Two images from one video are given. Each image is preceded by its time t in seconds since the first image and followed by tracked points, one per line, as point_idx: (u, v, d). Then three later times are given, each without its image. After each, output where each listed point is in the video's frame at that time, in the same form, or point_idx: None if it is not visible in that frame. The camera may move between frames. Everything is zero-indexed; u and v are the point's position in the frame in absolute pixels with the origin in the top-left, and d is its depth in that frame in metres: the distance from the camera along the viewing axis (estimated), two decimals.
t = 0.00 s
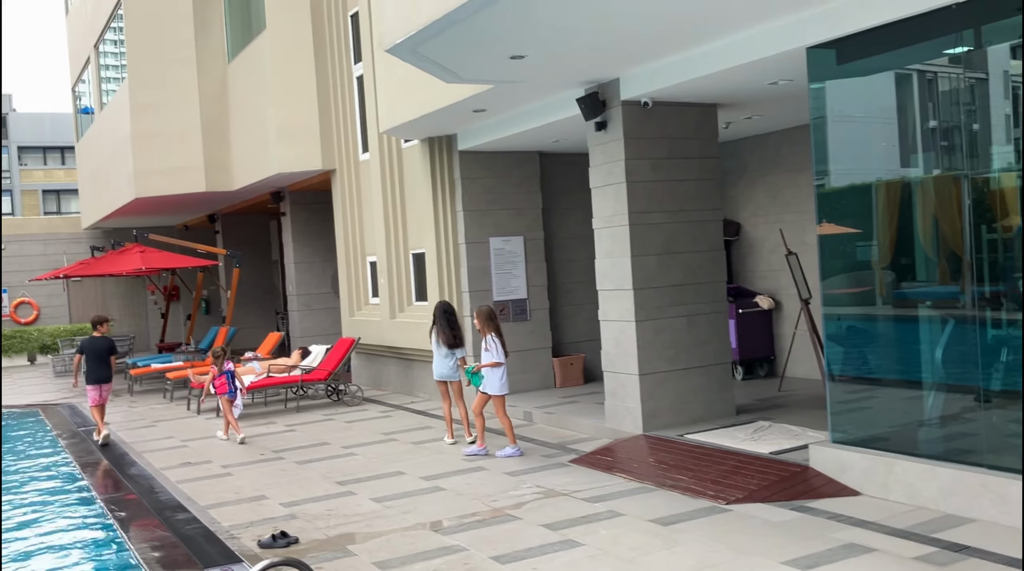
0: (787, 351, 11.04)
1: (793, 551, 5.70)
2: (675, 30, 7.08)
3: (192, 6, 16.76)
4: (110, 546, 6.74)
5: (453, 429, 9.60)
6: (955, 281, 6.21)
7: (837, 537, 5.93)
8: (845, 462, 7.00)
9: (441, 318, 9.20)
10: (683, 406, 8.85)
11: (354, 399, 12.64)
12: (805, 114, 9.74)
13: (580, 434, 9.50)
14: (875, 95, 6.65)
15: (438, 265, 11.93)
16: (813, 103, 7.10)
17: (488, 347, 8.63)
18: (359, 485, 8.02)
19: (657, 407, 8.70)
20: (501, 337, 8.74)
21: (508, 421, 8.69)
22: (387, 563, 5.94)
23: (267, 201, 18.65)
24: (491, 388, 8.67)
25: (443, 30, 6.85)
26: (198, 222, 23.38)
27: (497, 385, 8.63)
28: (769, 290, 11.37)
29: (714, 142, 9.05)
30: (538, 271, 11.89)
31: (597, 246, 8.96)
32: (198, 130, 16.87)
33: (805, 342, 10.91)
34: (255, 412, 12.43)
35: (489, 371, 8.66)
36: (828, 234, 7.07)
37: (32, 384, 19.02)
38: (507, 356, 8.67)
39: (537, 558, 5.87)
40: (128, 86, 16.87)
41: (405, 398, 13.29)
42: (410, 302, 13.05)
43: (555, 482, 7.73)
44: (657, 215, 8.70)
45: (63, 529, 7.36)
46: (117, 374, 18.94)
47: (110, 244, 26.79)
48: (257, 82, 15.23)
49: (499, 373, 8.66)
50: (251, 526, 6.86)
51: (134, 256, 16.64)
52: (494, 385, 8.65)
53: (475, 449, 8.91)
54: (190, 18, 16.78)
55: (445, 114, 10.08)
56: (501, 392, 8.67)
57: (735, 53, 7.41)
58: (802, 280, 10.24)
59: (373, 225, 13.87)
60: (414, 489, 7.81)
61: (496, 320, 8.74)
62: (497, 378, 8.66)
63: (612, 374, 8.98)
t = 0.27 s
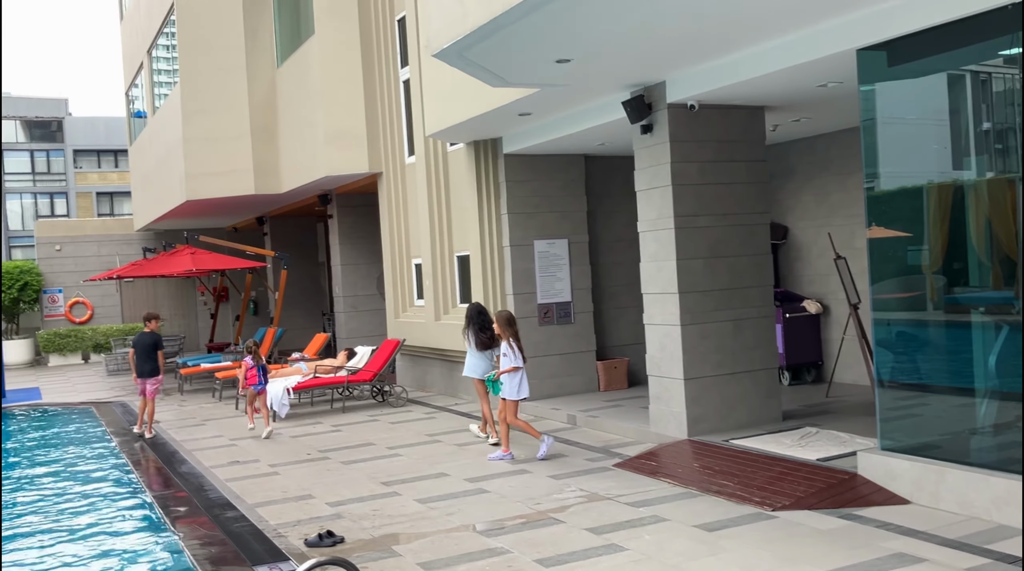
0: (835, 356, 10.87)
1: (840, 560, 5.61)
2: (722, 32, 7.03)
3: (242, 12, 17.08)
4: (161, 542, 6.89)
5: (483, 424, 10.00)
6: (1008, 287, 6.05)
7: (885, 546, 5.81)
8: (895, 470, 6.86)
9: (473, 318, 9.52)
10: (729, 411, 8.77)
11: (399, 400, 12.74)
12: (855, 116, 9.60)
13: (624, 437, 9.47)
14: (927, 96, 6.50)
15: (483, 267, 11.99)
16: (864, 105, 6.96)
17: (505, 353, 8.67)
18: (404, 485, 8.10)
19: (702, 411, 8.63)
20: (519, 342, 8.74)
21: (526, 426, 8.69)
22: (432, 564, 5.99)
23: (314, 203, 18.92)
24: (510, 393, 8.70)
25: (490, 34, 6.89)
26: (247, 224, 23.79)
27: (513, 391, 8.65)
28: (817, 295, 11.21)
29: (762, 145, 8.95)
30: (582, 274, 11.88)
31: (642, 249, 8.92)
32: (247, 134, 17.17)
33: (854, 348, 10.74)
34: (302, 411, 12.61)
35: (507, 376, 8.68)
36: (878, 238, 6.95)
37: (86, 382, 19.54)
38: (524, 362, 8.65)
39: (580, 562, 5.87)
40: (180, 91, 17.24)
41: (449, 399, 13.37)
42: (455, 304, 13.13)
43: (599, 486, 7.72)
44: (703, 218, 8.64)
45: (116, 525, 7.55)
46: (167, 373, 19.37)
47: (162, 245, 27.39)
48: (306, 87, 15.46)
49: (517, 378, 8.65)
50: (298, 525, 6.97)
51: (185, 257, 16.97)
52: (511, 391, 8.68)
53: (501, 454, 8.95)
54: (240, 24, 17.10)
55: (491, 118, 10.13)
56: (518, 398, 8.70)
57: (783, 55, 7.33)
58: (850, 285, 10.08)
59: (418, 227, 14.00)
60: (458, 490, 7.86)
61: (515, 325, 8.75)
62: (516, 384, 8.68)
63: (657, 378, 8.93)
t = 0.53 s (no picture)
0: (893, 360, 10.63)
1: (897, 567, 5.48)
2: (777, 30, 6.93)
3: (298, 14, 17.35)
4: (218, 536, 7.07)
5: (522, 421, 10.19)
6: None
7: (945, 554, 5.66)
8: (956, 476, 6.68)
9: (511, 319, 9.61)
10: (783, 414, 8.64)
11: (449, 398, 12.85)
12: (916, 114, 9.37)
13: (675, 439, 9.41)
14: (990, 92, 6.23)
15: (534, 267, 12.01)
16: (926, 102, 6.74)
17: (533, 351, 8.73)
18: (454, 483, 8.17)
19: (756, 414, 8.52)
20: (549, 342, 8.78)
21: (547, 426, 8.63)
22: (481, 562, 6.03)
23: (368, 203, 19.16)
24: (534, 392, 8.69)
25: (542, 34, 6.90)
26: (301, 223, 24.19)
27: (537, 389, 8.64)
28: (875, 296, 10.97)
29: (819, 144, 8.80)
30: (634, 274, 11.82)
31: (695, 249, 8.84)
32: (302, 134, 17.45)
33: (913, 351, 10.49)
34: (354, 408, 12.81)
35: (533, 374, 8.70)
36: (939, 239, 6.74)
37: (147, 377, 20.09)
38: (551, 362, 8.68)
39: (630, 563, 5.85)
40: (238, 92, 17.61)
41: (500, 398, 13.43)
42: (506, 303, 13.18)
43: (650, 487, 7.68)
44: (758, 218, 8.53)
45: (175, 518, 7.75)
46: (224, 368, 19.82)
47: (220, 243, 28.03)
48: (360, 88, 15.67)
49: (542, 376, 8.66)
50: (351, 520, 7.08)
51: (242, 255, 17.33)
52: (535, 389, 8.67)
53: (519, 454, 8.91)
54: (296, 26, 17.37)
55: (542, 117, 10.14)
56: (543, 397, 8.67)
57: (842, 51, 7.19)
58: (910, 287, 9.85)
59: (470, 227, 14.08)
60: (508, 489, 7.90)
61: (542, 325, 8.83)
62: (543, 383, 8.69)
63: (709, 379, 8.85)
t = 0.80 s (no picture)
0: (951, 363, 10.34)
1: None
2: (831, 24, 6.77)
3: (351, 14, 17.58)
4: (267, 529, 7.21)
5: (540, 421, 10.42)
6: None
7: (1002, 563, 5.47)
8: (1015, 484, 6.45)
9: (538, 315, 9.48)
10: (835, 417, 8.47)
11: (496, 397, 12.93)
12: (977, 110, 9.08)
13: (724, 440, 9.29)
14: None
15: (582, 266, 11.98)
16: (987, 98, 6.36)
17: (551, 353, 8.83)
18: (500, 481, 8.20)
19: (806, 417, 8.37)
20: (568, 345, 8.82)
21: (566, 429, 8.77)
22: (525, 560, 6.04)
23: (417, 201, 19.32)
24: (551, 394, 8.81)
25: (590, 31, 6.87)
26: (353, 222, 24.51)
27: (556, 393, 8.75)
28: (932, 297, 10.68)
29: (875, 141, 8.59)
30: (683, 273, 11.71)
31: (745, 248, 8.72)
32: (354, 133, 17.68)
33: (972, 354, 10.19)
34: (403, 404, 12.95)
35: (551, 376, 8.80)
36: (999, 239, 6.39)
37: (203, 371, 20.60)
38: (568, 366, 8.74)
39: (675, 565, 5.79)
40: (291, 92, 17.90)
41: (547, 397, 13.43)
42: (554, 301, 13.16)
43: (697, 489, 7.60)
44: (810, 217, 8.36)
45: (226, 510, 7.93)
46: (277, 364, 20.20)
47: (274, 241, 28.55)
48: (410, 87, 15.81)
49: (561, 379, 8.77)
50: (397, 516, 7.16)
51: (294, 253, 17.75)
52: (553, 392, 8.78)
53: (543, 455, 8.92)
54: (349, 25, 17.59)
55: (591, 115, 10.10)
56: (561, 400, 8.80)
57: (899, 46, 6.99)
58: (968, 287, 9.56)
59: (518, 226, 14.10)
60: (553, 488, 7.90)
61: (562, 327, 8.88)
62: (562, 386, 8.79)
63: (759, 380, 8.72)
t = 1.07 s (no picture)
0: (1001, 364, 10.09)
1: None
2: (875, 19, 6.64)
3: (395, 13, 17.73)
4: (307, 524, 7.33)
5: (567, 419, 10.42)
6: None
7: None
8: None
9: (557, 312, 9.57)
10: (878, 419, 8.32)
11: (535, 394, 12.96)
12: None
13: (765, 441, 9.19)
14: None
15: (622, 264, 11.94)
16: None
17: (567, 350, 8.85)
18: (537, 479, 8.22)
19: (849, 418, 8.24)
20: (586, 342, 8.81)
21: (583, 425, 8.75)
22: (560, 558, 6.05)
23: (460, 199, 19.43)
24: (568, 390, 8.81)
25: (629, 27, 6.85)
26: (397, 219, 24.74)
27: (572, 388, 8.75)
28: (981, 298, 10.43)
29: (921, 138, 8.42)
30: (725, 272, 11.59)
31: (787, 246, 8.60)
32: (398, 131, 17.82)
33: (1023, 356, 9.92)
34: (443, 401, 13.06)
35: (569, 372, 8.81)
36: None
37: (249, 366, 20.99)
38: (585, 363, 8.75)
39: (710, 565, 5.75)
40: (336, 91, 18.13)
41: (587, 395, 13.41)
42: (594, 299, 13.14)
43: (735, 489, 7.54)
44: (854, 215, 8.23)
45: (269, 504, 8.07)
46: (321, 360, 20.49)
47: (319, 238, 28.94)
48: (453, 86, 15.90)
49: (576, 375, 8.77)
50: (434, 512, 7.23)
51: (337, 250, 18.01)
52: (571, 388, 8.78)
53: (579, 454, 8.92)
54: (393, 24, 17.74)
55: (632, 112, 10.06)
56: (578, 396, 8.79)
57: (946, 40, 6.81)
58: (1019, 287, 9.32)
59: (559, 223, 14.11)
60: (590, 486, 7.90)
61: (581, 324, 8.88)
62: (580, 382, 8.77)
63: (800, 381, 8.60)
